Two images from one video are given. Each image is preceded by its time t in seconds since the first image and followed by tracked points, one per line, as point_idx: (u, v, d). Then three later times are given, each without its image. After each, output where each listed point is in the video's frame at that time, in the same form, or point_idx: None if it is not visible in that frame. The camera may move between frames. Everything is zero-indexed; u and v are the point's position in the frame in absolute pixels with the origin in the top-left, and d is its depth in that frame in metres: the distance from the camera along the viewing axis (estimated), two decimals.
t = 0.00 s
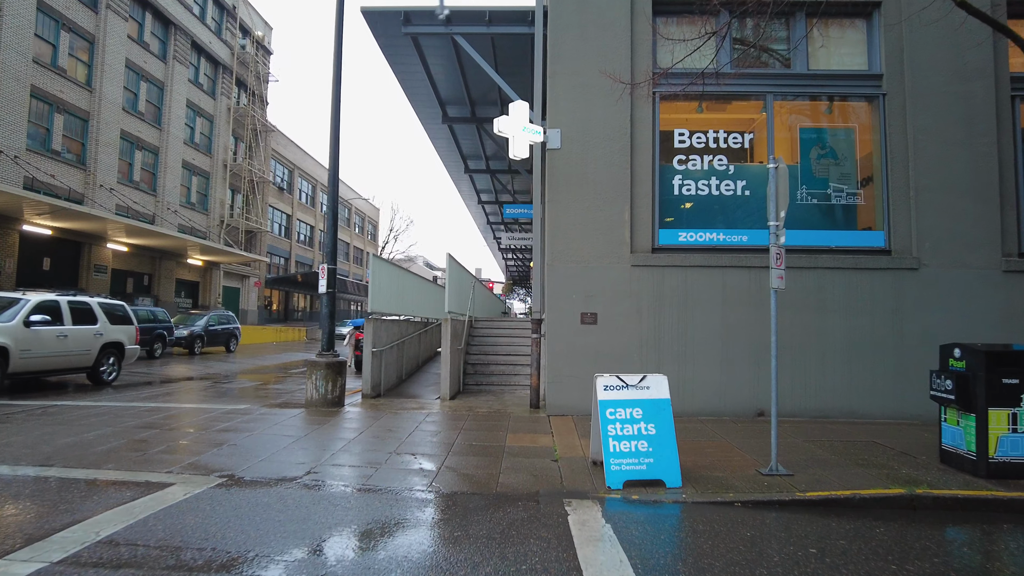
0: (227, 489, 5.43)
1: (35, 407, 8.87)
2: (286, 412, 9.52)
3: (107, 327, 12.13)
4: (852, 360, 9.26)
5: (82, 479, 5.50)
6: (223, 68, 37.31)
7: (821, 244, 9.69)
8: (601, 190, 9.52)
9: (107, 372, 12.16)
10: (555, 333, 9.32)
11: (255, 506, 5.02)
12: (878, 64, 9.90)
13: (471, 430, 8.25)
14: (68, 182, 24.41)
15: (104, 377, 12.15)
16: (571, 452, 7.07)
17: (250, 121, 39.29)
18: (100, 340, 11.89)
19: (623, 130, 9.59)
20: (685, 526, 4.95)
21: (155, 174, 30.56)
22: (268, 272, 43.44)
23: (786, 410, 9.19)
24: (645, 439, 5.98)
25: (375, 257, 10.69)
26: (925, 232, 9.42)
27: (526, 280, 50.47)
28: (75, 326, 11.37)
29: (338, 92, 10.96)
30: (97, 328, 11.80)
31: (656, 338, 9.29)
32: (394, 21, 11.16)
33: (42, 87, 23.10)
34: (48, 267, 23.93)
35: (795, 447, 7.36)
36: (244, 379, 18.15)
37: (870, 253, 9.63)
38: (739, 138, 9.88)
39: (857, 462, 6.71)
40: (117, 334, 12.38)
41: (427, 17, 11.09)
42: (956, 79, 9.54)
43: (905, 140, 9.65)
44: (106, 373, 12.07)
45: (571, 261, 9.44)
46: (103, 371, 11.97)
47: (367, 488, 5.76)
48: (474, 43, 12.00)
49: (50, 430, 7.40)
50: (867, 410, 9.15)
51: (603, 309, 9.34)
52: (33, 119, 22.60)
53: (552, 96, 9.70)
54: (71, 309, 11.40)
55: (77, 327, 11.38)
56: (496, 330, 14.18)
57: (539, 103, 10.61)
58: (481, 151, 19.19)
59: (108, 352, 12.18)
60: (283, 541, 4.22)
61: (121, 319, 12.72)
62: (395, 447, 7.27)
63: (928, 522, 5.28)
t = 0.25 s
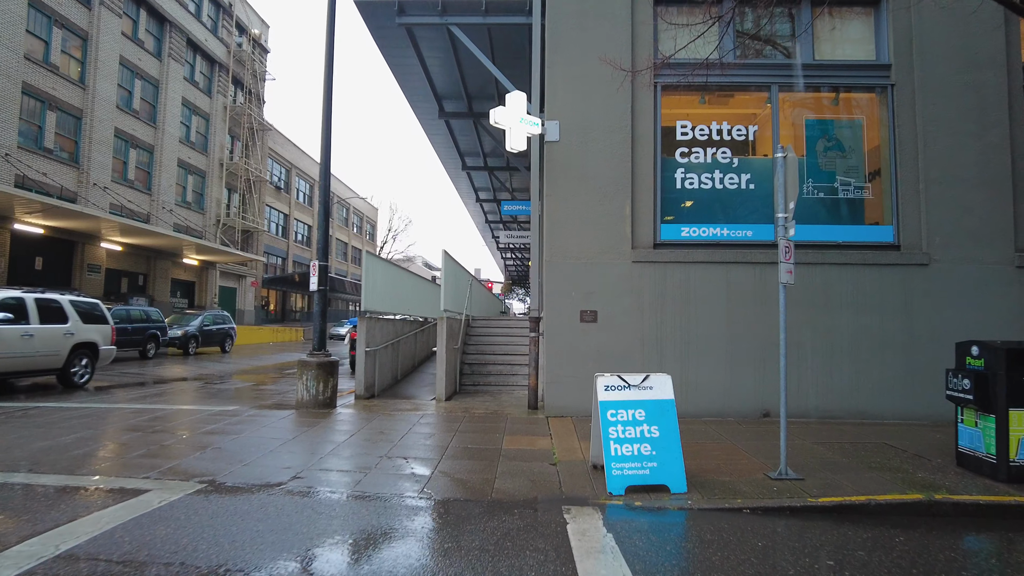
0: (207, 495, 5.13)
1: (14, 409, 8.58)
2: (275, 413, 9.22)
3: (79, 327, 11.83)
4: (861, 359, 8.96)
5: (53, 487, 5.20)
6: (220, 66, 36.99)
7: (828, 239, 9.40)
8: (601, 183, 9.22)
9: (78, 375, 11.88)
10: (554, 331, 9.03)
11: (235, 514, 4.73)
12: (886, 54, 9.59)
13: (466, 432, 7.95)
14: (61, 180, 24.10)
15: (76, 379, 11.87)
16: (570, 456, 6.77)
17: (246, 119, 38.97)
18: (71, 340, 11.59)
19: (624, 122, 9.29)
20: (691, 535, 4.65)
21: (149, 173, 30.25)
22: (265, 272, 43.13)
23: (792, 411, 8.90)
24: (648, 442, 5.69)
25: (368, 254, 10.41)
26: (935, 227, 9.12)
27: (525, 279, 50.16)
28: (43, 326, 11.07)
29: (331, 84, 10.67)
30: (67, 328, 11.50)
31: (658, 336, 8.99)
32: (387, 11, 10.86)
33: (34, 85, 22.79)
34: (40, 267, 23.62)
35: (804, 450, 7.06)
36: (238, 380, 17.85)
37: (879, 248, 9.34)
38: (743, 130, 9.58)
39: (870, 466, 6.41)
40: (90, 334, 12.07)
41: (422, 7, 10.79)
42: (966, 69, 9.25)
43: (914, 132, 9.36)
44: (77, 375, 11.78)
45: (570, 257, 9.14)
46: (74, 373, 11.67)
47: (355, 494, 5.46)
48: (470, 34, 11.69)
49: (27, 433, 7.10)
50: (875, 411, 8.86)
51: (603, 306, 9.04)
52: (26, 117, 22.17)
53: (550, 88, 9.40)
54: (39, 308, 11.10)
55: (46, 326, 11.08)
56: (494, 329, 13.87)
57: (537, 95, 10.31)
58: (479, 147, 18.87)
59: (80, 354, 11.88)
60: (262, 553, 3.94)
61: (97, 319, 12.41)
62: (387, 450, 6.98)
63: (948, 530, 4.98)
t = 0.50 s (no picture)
0: (186, 509, 4.83)
1: None
2: (266, 419, 8.93)
3: (44, 329, 11.55)
4: (870, 362, 8.67)
5: (22, 501, 4.90)
6: (216, 65, 36.68)
7: (836, 237, 9.11)
8: (602, 180, 8.93)
9: (44, 380, 11.64)
10: (553, 333, 8.73)
11: (215, 531, 4.43)
12: (896, 47, 9.29)
13: (463, 439, 7.66)
14: (53, 179, 23.78)
15: (41, 385, 11.61)
16: (571, 465, 6.47)
17: (243, 118, 38.65)
18: (35, 343, 11.33)
19: (625, 117, 9.00)
20: (700, 552, 4.35)
21: (145, 172, 29.92)
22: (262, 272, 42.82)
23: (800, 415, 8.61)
24: (654, 451, 5.39)
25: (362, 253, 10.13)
26: (947, 225, 8.83)
27: (524, 279, 49.87)
28: (3, 328, 10.80)
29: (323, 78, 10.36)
30: (31, 330, 11.23)
31: (661, 338, 8.70)
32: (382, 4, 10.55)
33: (26, 83, 22.47)
34: (33, 267, 23.30)
35: (815, 457, 6.77)
36: (231, 382, 17.54)
37: (888, 247, 9.05)
38: (748, 125, 9.29)
39: (885, 474, 6.13)
40: (56, 337, 11.81)
41: None
42: (979, 61, 8.96)
43: (925, 127, 9.07)
44: (42, 380, 11.52)
45: (570, 257, 8.85)
46: (38, 377, 11.39)
47: (344, 507, 5.16)
48: (467, 28, 11.38)
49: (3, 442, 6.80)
50: (886, 415, 8.57)
51: (605, 307, 8.75)
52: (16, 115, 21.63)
53: (549, 82, 9.11)
54: None
55: (6, 328, 10.81)
56: (492, 330, 13.58)
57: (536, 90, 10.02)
58: (477, 145, 18.56)
59: (45, 358, 11.62)
60: None
61: (66, 321, 12.15)
62: (380, 458, 6.69)
63: (974, 546, 4.69)
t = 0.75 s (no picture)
0: (168, 519, 4.53)
1: None
2: (259, 421, 8.62)
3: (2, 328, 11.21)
4: (886, 362, 8.36)
5: None
6: (214, 62, 36.36)
7: (849, 233, 8.81)
8: (607, 174, 8.62)
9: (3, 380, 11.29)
10: (557, 332, 8.43)
11: (197, 543, 4.13)
12: (911, 36, 8.97)
13: (463, 442, 7.35)
14: (48, 177, 23.47)
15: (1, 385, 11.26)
16: (576, 469, 6.17)
17: (241, 116, 38.33)
18: None
19: (631, 108, 8.70)
20: (718, 566, 4.05)
21: (141, 170, 29.61)
22: (260, 271, 42.52)
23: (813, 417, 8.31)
24: (665, 456, 5.10)
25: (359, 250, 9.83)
26: (965, 220, 8.53)
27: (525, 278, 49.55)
28: None
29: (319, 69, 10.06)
30: None
31: (669, 337, 8.40)
32: None
33: (20, 79, 22.17)
34: (27, 266, 23.00)
35: (832, 461, 6.46)
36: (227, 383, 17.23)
37: (904, 243, 8.74)
38: (758, 117, 8.96)
39: (907, 480, 5.82)
40: (16, 335, 11.47)
41: None
42: (997, 51, 8.65)
43: (941, 119, 8.76)
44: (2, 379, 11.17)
45: (574, 253, 8.55)
46: None
47: (337, 516, 4.85)
48: (466, 18, 11.07)
49: None
50: (902, 417, 8.27)
51: (610, 305, 8.44)
52: (11, 111, 21.10)
53: (552, 72, 8.80)
54: None
55: None
56: (492, 330, 13.28)
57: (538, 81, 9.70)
58: (477, 141, 18.25)
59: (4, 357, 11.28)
60: None
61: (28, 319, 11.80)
62: (376, 463, 6.39)
63: (1009, 558, 4.39)
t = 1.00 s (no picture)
0: (148, 533, 4.24)
1: None
2: (252, 425, 8.34)
3: None
4: (902, 365, 8.07)
5: None
6: (212, 60, 36.08)
7: (863, 231, 8.51)
8: (612, 169, 8.33)
9: None
10: (560, 333, 8.14)
11: (178, 560, 3.85)
12: (927, 28, 8.67)
13: (463, 447, 7.07)
14: (44, 175, 23.19)
15: None
16: (582, 478, 5.89)
17: (240, 114, 38.05)
18: None
19: (638, 102, 8.41)
20: None
21: (139, 168, 29.33)
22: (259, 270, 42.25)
23: (826, 422, 8.02)
24: (678, 466, 4.81)
25: (357, 248, 9.55)
26: (983, 218, 8.23)
27: (526, 277, 49.22)
28: None
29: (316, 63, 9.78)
30: None
31: (676, 338, 8.10)
32: None
33: (15, 75, 21.89)
34: (22, 265, 22.72)
35: (851, 469, 6.16)
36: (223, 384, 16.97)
37: (919, 241, 8.45)
38: (769, 111, 8.67)
39: (930, 490, 5.52)
40: None
41: None
42: (1017, 44, 8.36)
43: (959, 113, 8.46)
44: None
45: (578, 251, 8.26)
46: None
47: (329, 530, 4.56)
48: (468, 11, 10.78)
49: None
50: (918, 421, 7.97)
51: (616, 305, 8.15)
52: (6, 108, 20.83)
53: (556, 65, 8.52)
54: None
55: None
56: (494, 330, 12.99)
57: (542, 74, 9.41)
58: (478, 138, 17.93)
59: None
60: None
61: None
62: (372, 471, 6.10)
63: None
